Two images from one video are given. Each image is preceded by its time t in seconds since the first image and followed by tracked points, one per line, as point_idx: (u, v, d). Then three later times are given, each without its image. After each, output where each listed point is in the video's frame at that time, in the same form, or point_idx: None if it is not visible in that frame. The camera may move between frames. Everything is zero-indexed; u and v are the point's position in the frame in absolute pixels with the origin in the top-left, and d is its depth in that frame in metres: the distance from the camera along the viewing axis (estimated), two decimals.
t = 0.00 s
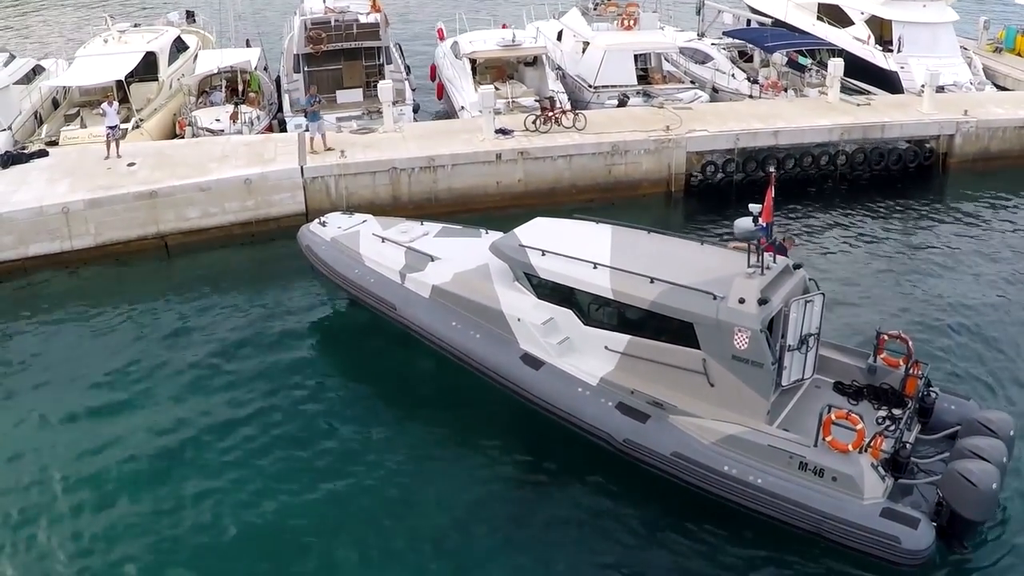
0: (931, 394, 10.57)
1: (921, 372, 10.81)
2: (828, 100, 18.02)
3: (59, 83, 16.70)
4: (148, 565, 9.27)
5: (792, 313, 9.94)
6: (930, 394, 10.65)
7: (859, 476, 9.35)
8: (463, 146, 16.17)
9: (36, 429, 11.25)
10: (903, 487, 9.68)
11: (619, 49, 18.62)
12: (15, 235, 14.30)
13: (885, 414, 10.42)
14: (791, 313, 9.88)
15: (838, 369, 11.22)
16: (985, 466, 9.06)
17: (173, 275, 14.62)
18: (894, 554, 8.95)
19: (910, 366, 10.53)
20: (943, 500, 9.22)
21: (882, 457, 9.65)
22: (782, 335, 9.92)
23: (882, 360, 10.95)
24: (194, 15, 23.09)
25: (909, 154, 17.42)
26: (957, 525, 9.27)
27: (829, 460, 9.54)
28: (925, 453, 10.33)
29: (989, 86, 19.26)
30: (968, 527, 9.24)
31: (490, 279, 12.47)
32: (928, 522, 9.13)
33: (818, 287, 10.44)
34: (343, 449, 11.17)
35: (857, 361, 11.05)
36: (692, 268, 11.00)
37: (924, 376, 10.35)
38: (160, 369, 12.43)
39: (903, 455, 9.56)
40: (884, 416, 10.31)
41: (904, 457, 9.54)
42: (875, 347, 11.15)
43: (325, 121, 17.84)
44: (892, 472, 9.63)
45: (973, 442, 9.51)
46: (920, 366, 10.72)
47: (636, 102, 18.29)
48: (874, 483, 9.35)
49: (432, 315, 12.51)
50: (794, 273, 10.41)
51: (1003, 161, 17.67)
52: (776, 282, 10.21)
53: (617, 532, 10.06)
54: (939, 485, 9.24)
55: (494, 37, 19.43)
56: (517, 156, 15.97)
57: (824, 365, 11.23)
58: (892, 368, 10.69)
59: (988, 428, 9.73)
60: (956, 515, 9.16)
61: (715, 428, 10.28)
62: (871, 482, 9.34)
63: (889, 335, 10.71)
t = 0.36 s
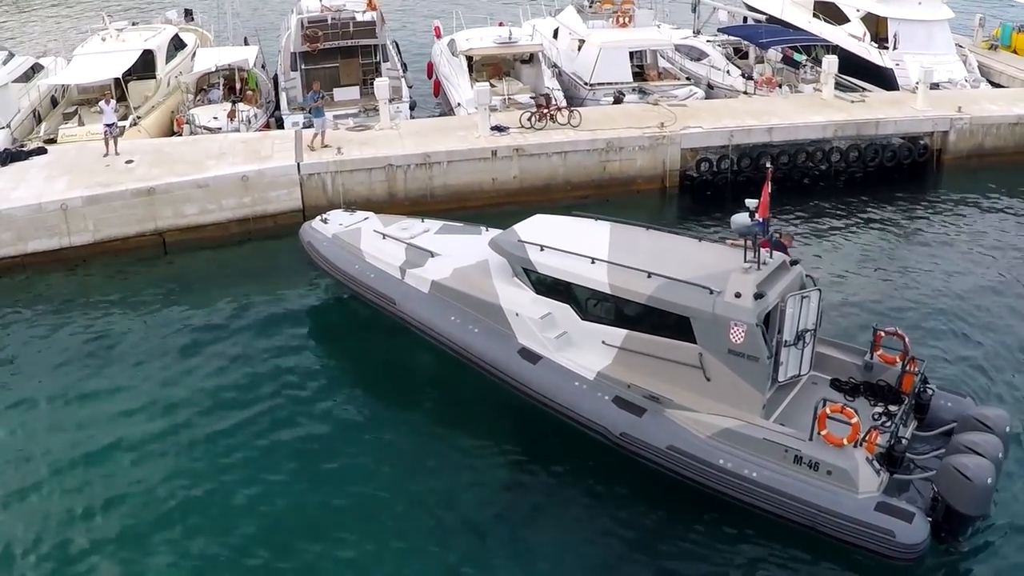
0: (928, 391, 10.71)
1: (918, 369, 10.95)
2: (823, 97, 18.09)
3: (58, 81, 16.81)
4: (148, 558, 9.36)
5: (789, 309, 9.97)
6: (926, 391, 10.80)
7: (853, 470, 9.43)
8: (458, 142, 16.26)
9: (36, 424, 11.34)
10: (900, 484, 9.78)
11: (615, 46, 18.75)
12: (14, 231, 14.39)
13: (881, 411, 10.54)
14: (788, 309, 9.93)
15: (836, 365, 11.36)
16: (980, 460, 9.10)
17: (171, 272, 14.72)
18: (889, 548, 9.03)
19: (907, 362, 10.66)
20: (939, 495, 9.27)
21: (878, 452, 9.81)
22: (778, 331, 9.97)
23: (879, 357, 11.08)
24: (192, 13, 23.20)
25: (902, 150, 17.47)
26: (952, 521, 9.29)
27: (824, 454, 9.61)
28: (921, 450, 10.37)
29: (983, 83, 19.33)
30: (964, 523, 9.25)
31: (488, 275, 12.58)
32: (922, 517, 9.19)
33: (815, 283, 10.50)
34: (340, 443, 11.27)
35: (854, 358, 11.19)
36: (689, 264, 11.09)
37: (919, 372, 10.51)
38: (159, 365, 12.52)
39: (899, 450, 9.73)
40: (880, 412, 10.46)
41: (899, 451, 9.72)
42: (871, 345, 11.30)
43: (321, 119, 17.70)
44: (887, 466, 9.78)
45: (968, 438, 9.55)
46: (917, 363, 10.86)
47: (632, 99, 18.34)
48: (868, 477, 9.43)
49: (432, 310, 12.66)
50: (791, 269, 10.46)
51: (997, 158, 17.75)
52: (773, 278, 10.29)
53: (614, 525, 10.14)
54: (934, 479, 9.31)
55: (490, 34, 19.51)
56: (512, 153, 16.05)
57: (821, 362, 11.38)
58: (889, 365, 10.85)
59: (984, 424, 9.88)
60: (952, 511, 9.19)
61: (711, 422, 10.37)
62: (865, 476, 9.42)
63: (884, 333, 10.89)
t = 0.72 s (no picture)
0: (921, 387, 10.84)
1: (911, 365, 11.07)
2: (816, 94, 18.19)
3: (54, 79, 16.91)
4: (147, 552, 9.49)
5: (782, 303, 10.06)
6: (919, 387, 10.93)
7: (844, 463, 9.48)
8: (452, 139, 16.37)
9: (35, 420, 11.46)
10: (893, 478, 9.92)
11: (609, 44, 18.81)
12: (12, 228, 14.51)
13: (874, 406, 10.69)
14: (781, 303, 10.00)
15: (830, 362, 11.49)
16: (971, 454, 9.19)
17: (168, 268, 14.86)
18: (880, 541, 9.05)
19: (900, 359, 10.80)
20: (931, 489, 9.35)
21: (870, 445, 9.81)
22: (771, 325, 10.08)
23: (872, 353, 11.25)
24: (189, 12, 23.33)
25: (895, 147, 17.65)
26: (945, 515, 9.38)
27: (816, 447, 9.69)
28: (914, 445, 10.50)
29: (977, 81, 19.43)
30: (956, 516, 9.34)
31: (485, 270, 12.72)
32: (914, 510, 9.21)
33: (809, 278, 10.54)
34: (335, 438, 11.40)
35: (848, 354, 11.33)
36: (682, 258, 11.17)
37: (912, 368, 10.58)
38: (157, 361, 12.64)
39: (891, 443, 9.65)
40: (873, 407, 10.60)
41: (890, 445, 9.65)
42: (865, 341, 11.45)
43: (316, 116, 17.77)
44: (879, 460, 9.77)
45: (961, 432, 9.63)
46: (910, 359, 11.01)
47: (626, 96, 18.45)
48: (859, 470, 9.47)
49: (429, 305, 12.80)
50: (785, 263, 10.53)
51: (989, 154, 17.84)
52: (765, 272, 10.37)
53: (607, 518, 10.25)
54: (926, 474, 9.39)
55: (485, 32, 19.62)
56: (505, 150, 16.16)
57: (813, 358, 11.52)
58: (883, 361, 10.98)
59: (977, 419, 10.00)
60: (944, 505, 9.29)
61: (703, 415, 10.46)
62: (856, 468, 9.47)
63: (877, 329, 10.96)
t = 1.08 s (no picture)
0: (911, 382, 10.87)
1: (902, 361, 11.08)
2: (808, 92, 18.27)
3: (51, 79, 17.06)
4: (142, 545, 9.60)
5: (771, 299, 10.15)
6: (909, 382, 11.00)
7: (832, 458, 9.53)
8: (446, 136, 16.49)
9: (31, 415, 11.59)
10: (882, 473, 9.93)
11: (602, 42, 18.91)
12: (10, 226, 14.64)
13: (864, 402, 10.77)
14: (770, 299, 10.10)
15: (821, 358, 11.57)
16: (959, 451, 9.22)
17: (163, 265, 15.00)
18: (867, 536, 9.12)
19: (890, 355, 10.90)
20: (919, 485, 9.37)
21: (856, 441, 9.78)
22: (760, 322, 10.16)
23: (863, 349, 11.27)
24: (186, 11, 23.50)
25: (887, 144, 17.74)
26: (933, 511, 9.38)
27: (803, 442, 9.72)
28: (904, 441, 10.52)
29: (970, 79, 19.54)
30: (944, 512, 9.34)
31: (478, 266, 12.86)
32: (901, 506, 9.27)
33: (799, 273, 10.58)
34: (327, 431, 11.51)
35: (839, 350, 11.40)
36: (673, 253, 11.22)
37: (902, 364, 10.67)
38: (153, 357, 12.76)
39: (879, 439, 9.62)
40: (863, 403, 10.72)
41: (878, 440, 9.62)
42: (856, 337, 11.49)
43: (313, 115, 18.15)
44: (867, 456, 9.75)
45: (950, 429, 9.72)
46: (900, 355, 11.06)
47: (619, 94, 18.58)
48: (847, 465, 9.52)
49: (423, 300, 12.92)
50: (775, 260, 10.61)
51: (981, 151, 17.95)
52: (755, 268, 10.44)
53: (597, 510, 10.34)
54: (915, 469, 9.41)
55: (479, 31, 19.73)
56: (498, 147, 16.28)
57: (804, 354, 11.62)
58: (873, 356, 11.00)
59: (966, 415, 10.03)
60: (932, 501, 9.31)
61: (692, 410, 10.52)
62: (843, 463, 9.52)
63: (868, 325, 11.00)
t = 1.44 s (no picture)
0: (900, 378, 10.88)
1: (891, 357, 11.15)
2: (801, 89, 18.34)
3: (49, 77, 17.24)
4: (136, 535, 9.74)
5: (760, 295, 10.27)
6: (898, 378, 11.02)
7: (817, 453, 9.59)
8: (439, 133, 16.63)
9: (27, 407, 11.74)
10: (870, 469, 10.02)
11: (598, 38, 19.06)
12: (8, 222, 14.80)
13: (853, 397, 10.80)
14: (760, 295, 10.22)
15: (811, 353, 11.62)
16: (944, 447, 9.24)
17: (159, 260, 15.16)
18: (852, 531, 9.17)
19: (880, 349, 10.84)
20: (904, 480, 9.41)
21: (842, 436, 9.87)
22: (749, 320, 10.29)
23: (853, 345, 11.31)
24: (184, 10, 23.67)
25: (879, 140, 17.83)
26: (920, 506, 9.38)
27: (789, 438, 9.80)
28: (893, 437, 10.55)
29: (963, 76, 19.64)
30: (931, 508, 9.34)
31: (470, 260, 12.97)
32: (886, 502, 9.30)
33: (789, 270, 10.68)
34: (319, 424, 11.64)
35: (829, 345, 11.44)
36: (662, 249, 11.30)
37: (891, 360, 10.69)
38: (149, 351, 12.89)
39: (864, 435, 9.69)
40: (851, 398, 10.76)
41: (864, 436, 9.68)
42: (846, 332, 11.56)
43: (308, 112, 18.27)
44: (853, 452, 9.83)
45: (937, 425, 9.77)
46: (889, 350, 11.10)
47: (613, 91, 18.72)
48: (832, 461, 9.56)
49: (417, 295, 13.05)
50: (763, 256, 10.68)
51: (974, 148, 18.07)
52: (744, 265, 10.52)
53: (586, 502, 10.44)
54: (901, 465, 9.45)
55: (474, 29, 19.84)
56: (490, 144, 16.43)
57: (794, 350, 11.66)
58: (863, 352, 11.08)
59: (954, 411, 10.11)
60: (918, 497, 9.34)
61: (680, 405, 10.61)
62: (828, 458, 9.57)
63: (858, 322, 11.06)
